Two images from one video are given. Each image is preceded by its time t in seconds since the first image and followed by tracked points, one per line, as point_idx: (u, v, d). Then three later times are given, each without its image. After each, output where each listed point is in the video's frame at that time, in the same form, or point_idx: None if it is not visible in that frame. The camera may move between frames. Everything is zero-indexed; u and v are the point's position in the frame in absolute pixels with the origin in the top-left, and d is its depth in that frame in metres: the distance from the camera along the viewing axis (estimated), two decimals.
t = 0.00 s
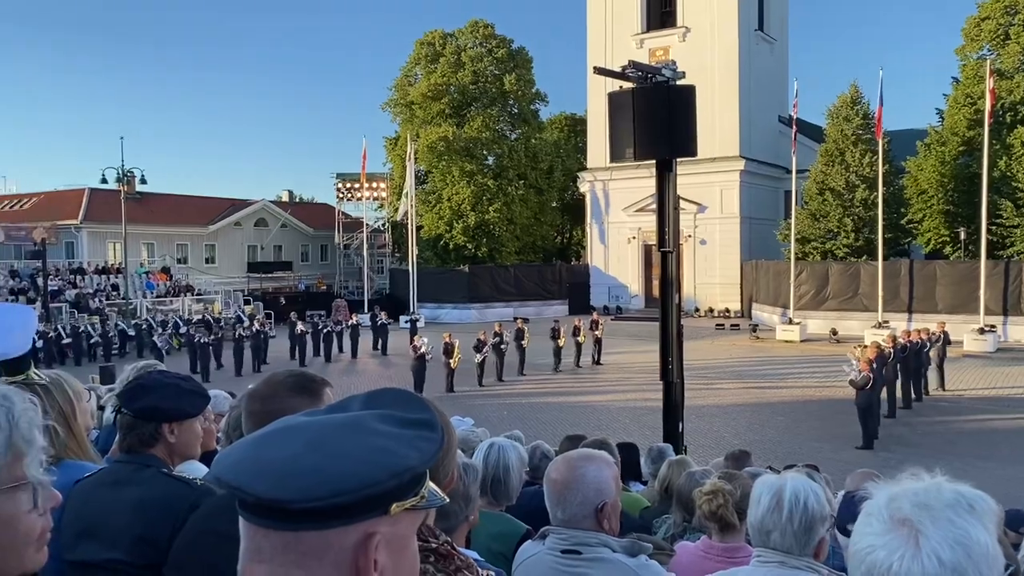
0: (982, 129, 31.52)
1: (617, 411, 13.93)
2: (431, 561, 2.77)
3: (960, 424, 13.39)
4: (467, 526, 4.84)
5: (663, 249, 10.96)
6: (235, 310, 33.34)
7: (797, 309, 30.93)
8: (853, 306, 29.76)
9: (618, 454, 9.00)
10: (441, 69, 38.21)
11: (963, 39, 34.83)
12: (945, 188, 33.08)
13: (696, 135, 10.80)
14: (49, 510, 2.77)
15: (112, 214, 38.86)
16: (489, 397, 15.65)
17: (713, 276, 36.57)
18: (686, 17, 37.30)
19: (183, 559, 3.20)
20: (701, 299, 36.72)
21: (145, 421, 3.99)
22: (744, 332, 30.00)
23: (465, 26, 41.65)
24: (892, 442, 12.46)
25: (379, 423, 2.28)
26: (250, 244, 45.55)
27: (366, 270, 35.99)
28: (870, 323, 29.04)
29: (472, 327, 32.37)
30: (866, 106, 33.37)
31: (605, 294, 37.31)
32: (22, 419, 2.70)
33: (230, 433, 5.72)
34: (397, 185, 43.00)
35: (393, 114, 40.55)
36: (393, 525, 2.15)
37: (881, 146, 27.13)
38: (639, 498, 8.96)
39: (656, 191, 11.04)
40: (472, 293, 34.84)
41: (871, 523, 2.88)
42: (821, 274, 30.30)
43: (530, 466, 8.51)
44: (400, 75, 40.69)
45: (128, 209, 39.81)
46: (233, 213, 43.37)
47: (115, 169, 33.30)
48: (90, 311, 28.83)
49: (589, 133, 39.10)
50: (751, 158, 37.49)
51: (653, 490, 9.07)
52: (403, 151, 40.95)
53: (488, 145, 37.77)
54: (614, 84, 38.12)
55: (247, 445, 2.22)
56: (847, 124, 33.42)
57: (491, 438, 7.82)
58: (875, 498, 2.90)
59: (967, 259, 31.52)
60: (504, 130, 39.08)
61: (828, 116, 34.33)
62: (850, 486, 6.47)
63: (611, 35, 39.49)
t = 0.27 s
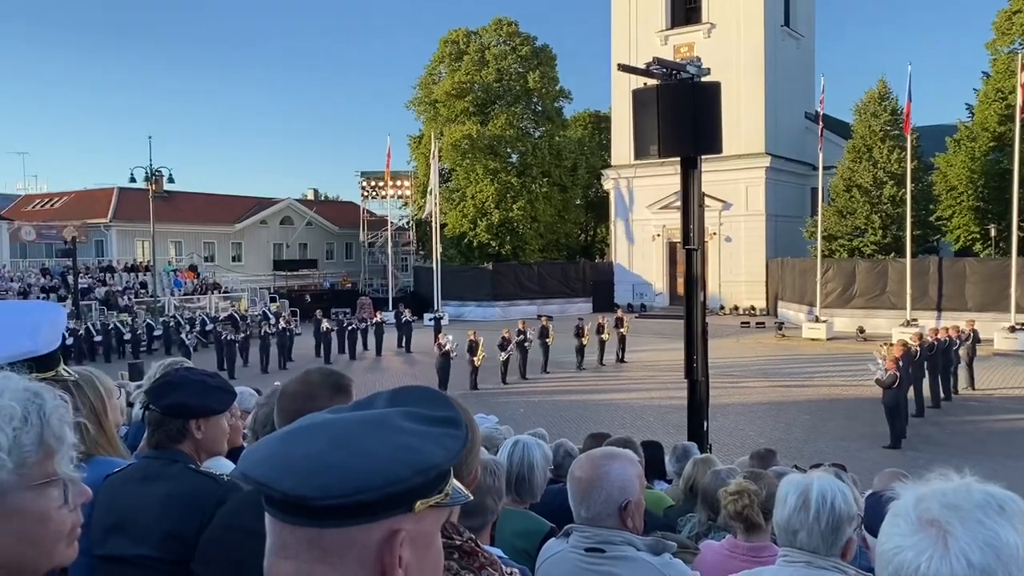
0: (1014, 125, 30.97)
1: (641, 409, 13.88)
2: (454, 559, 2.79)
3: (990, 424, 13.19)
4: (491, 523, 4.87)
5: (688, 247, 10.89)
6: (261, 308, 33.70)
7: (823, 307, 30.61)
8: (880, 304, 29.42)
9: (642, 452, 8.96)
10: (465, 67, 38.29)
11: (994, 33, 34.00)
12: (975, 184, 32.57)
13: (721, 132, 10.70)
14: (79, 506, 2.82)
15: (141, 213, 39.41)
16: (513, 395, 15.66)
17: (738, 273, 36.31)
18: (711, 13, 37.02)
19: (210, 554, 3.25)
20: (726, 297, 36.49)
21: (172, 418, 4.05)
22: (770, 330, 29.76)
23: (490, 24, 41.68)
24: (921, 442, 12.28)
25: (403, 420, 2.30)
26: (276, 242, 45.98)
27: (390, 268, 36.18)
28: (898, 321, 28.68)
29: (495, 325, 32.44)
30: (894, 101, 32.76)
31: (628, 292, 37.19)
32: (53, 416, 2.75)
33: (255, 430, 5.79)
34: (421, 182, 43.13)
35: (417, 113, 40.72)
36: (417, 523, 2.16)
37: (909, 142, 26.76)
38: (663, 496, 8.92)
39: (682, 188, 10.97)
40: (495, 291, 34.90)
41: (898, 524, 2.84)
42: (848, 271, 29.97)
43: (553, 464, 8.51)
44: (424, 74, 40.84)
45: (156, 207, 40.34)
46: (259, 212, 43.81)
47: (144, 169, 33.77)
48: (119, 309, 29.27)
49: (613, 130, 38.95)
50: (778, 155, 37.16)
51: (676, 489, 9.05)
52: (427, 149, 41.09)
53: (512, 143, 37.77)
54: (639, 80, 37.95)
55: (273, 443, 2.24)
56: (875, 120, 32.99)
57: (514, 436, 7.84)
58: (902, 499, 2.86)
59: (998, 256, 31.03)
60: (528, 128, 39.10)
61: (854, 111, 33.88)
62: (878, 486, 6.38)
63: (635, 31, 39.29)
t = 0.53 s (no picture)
0: None
1: (656, 407, 13.87)
2: (469, 556, 2.80)
3: (1010, 423, 13.07)
4: (508, 520, 4.89)
5: (703, 245, 10.84)
6: (277, 306, 33.89)
7: (840, 305, 30.41)
8: (898, 302, 29.19)
9: (656, 450, 8.93)
10: (479, 65, 38.31)
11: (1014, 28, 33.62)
12: (994, 181, 32.23)
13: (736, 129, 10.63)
14: (97, 502, 2.88)
15: (158, 212, 39.74)
16: (528, 393, 15.69)
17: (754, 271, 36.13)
18: (726, 9, 36.82)
19: (226, 551, 3.28)
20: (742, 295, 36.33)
21: (189, 415, 4.09)
22: (786, 328, 29.60)
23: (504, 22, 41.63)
24: (940, 441, 12.20)
25: (418, 419, 2.32)
26: (292, 240, 46.23)
27: (405, 266, 36.29)
28: (916, 319, 28.44)
29: (510, 323, 32.49)
30: (912, 98, 32.38)
31: (644, 290, 37.11)
32: (72, 413, 2.81)
33: (271, 428, 5.83)
34: (436, 181, 43.20)
35: (432, 111, 40.76)
36: (430, 520, 2.17)
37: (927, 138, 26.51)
38: (678, 494, 8.90)
39: (697, 186, 10.92)
40: (510, 289, 34.93)
41: (915, 524, 2.80)
42: (865, 269, 29.76)
43: (568, 463, 8.51)
44: (439, 72, 40.86)
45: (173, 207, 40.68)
46: (275, 211, 44.04)
47: (161, 168, 34.04)
48: (137, 307, 29.54)
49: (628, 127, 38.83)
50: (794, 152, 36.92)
51: (692, 487, 9.02)
52: (441, 148, 41.14)
53: (527, 141, 37.77)
54: (654, 78, 37.81)
55: (290, 441, 2.28)
56: (892, 117, 32.69)
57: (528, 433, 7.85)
58: (918, 499, 2.81)
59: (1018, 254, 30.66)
60: (542, 126, 39.08)
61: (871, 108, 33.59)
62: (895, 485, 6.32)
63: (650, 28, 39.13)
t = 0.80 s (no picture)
0: None
1: (661, 405, 13.86)
2: (472, 554, 2.80)
3: (1016, 421, 13.02)
4: (512, 518, 4.89)
5: (708, 243, 10.82)
6: (283, 305, 33.98)
7: (846, 303, 30.34)
8: (903, 300, 29.06)
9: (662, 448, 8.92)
10: (484, 64, 38.31)
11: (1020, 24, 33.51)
12: (1001, 178, 32.09)
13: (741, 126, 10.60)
14: (99, 500, 2.90)
15: (163, 212, 39.88)
16: (533, 392, 15.70)
17: (760, 269, 36.05)
18: (731, 7, 36.73)
19: (230, 549, 3.29)
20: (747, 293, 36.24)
21: (193, 414, 4.10)
22: (791, 326, 29.54)
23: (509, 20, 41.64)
24: (946, 439, 12.16)
25: (418, 417, 2.32)
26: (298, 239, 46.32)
27: (410, 265, 36.35)
28: (922, 317, 28.34)
29: (515, 322, 32.52)
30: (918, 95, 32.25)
31: (649, 288, 37.08)
32: (74, 412, 2.82)
33: (276, 426, 5.85)
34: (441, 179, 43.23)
35: (437, 110, 40.78)
36: (432, 517, 2.19)
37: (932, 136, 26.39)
38: (683, 492, 8.90)
39: (702, 183, 10.91)
40: (515, 288, 34.95)
41: (918, 521, 2.79)
42: (870, 267, 29.67)
43: (572, 460, 8.51)
44: (443, 71, 40.89)
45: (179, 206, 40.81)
46: (280, 210, 44.14)
47: (167, 168, 34.15)
48: (143, 306, 29.66)
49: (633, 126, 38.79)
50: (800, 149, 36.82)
51: (697, 485, 9.01)
52: (446, 147, 41.16)
53: (532, 139, 37.76)
54: (658, 76, 37.76)
55: (290, 438, 2.27)
56: (897, 114, 32.55)
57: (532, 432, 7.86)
58: (922, 495, 2.81)
59: None
60: (547, 125, 39.06)
61: (877, 105, 33.46)
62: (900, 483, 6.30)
63: (655, 26, 39.07)
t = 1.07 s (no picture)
0: None
1: (656, 404, 13.87)
2: (466, 553, 2.81)
3: (1009, 419, 13.08)
4: (507, 518, 4.88)
5: (702, 242, 10.84)
6: (278, 305, 33.96)
7: (841, 301, 30.39)
8: (898, 298, 29.12)
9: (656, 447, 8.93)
10: (478, 63, 38.32)
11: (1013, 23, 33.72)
12: (994, 176, 32.20)
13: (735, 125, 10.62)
14: (91, 500, 2.89)
15: (158, 211, 39.80)
16: (528, 391, 15.70)
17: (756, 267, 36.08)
18: (726, 6, 36.76)
19: (223, 548, 3.29)
20: (743, 292, 36.29)
21: (187, 414, 4.10)
22: (786, 324, 29.59)
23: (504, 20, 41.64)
24: (939, 436, 12.20)
25: (410, 415, 2.32)
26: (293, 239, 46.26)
27: (406, 264, 36.35)
28: (917, 314, 28.39)
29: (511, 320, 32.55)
30: (912, 93, 32.44)
31: (644, 287, 37.11)
32: (65, 412, 2.81)
33: (271, 427, 5.84)
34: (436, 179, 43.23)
35: (432, 109, 40.77)
36: (423, 516, 2.19)
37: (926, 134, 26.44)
38: (678, 490, 8.90)
39: (696, 182, 10.92)
40: (511, 287, 34.98)
41: (910, 518, 2.80)
42: (865, 266, 29.73)
43: (567, 459, 8.51)
44: (438, 70, 40.91)
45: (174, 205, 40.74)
46: (275, 210, 44.08)
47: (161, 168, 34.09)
48: (138, 306, 29.60)
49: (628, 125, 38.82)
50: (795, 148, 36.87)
51: (692, 484, 9.02)
52: (441, 146, 41.16)
53: (527, 138, 37.78)
54: (653, 75, 37.80)
55: (282, 437, 2.28)
56: (891, 112, 32.59)
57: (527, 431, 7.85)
58: (913, 493, 2.82)
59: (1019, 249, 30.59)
60: (542, 124, 39.09)
61: (872, 103, 33.50)
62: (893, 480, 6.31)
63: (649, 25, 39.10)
